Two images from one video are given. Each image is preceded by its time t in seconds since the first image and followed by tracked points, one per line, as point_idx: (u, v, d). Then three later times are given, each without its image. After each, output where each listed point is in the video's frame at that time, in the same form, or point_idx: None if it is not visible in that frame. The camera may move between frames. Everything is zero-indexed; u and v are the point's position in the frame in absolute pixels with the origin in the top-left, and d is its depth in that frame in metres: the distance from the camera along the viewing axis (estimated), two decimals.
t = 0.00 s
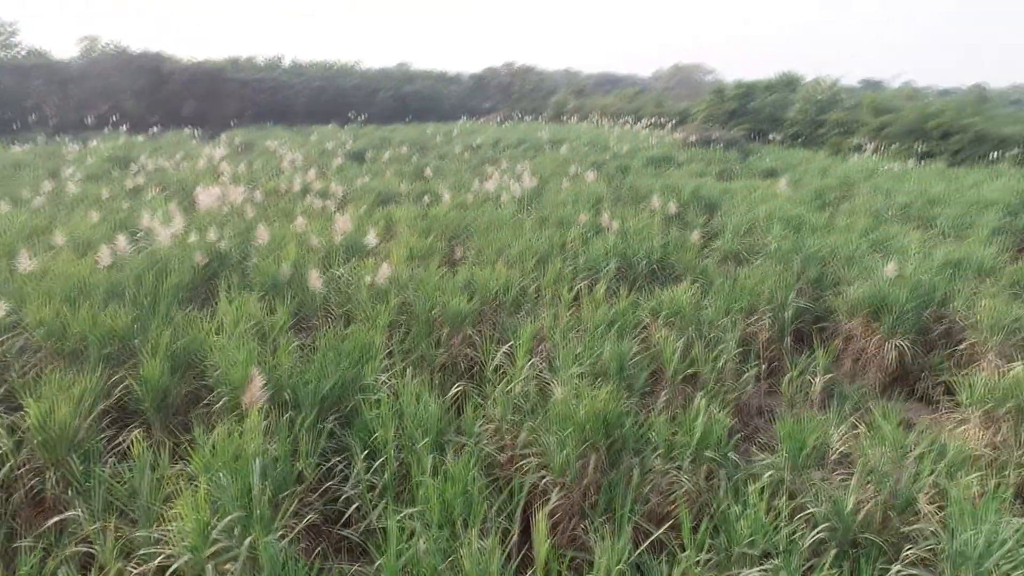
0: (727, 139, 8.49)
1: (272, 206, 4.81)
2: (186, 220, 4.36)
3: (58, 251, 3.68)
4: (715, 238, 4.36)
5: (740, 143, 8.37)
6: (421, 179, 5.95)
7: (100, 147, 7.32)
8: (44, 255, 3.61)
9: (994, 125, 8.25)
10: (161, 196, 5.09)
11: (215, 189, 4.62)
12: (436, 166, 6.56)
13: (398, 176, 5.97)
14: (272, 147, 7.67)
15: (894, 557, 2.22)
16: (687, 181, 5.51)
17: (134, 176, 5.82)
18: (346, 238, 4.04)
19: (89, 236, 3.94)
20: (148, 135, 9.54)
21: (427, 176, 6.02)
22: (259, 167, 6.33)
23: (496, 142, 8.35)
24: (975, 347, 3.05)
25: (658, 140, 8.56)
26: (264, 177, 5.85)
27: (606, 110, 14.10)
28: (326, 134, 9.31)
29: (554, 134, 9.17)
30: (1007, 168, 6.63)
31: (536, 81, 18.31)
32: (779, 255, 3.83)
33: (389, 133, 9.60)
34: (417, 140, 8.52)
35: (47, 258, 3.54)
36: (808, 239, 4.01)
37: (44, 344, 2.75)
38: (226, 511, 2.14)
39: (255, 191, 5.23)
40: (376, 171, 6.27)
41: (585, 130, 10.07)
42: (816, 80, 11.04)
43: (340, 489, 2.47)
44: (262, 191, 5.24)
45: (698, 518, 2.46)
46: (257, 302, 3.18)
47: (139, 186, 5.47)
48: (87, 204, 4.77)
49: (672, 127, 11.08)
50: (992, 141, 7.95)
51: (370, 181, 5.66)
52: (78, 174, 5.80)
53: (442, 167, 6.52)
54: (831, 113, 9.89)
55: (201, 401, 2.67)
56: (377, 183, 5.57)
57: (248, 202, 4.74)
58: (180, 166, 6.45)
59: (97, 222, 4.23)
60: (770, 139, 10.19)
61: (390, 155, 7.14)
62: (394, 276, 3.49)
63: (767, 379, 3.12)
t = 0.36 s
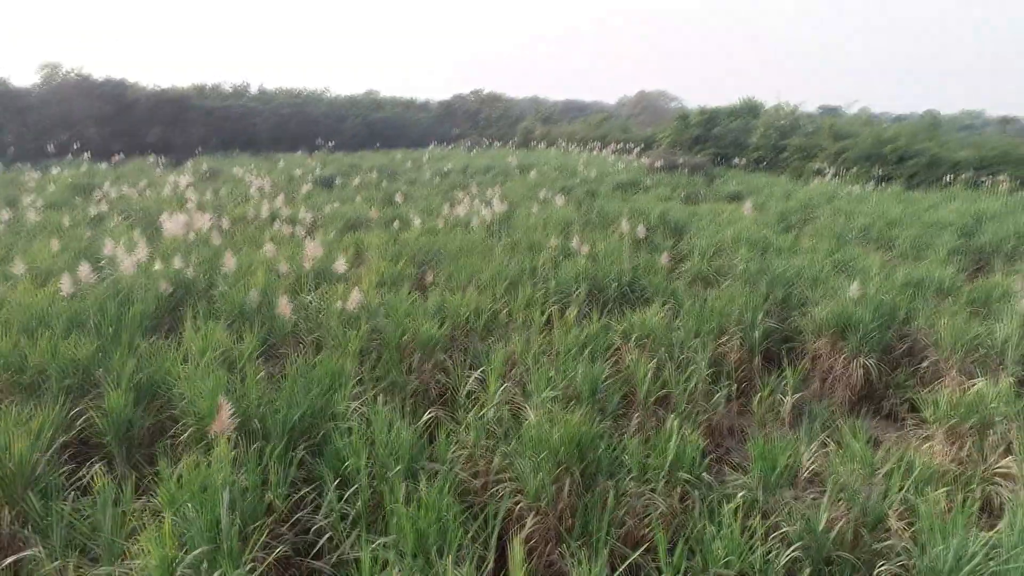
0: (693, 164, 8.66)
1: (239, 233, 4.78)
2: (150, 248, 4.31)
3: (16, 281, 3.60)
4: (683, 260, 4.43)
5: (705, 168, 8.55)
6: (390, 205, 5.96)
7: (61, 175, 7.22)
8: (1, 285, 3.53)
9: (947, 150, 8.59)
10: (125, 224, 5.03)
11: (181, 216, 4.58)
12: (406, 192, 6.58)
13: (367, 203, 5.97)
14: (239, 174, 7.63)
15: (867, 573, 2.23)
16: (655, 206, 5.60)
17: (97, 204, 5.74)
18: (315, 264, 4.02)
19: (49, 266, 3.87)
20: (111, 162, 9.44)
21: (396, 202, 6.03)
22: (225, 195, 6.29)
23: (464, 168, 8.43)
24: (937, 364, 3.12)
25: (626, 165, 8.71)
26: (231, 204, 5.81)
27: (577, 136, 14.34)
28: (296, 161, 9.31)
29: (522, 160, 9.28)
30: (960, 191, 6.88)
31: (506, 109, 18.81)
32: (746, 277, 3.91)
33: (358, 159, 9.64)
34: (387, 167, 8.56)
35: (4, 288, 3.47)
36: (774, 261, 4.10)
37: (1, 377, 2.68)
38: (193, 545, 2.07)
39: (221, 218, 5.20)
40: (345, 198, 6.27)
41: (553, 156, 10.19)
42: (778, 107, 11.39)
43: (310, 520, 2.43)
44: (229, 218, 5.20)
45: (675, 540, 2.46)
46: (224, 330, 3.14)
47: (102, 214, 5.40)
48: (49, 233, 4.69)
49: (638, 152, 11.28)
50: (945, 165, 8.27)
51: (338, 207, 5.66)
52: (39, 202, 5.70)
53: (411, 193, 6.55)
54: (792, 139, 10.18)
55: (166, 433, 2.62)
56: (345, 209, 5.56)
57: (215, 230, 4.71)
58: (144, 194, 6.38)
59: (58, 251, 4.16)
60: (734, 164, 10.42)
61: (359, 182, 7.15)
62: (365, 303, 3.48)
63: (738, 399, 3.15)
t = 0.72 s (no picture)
0: (662, 181, 8.80)
1: (206, 252, 4.74)
2: (115, 268, 4.25)
3: None
4: (653, 275, 4.49)
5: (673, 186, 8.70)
6: (360, 224, 5.96)
7: (23, 195, 7.08)
8: None
9: (906, 166, 8.85)
10: (89, 244, 4.95)
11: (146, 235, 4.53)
12: (377, 210, 6.59)
13: (338, 221, 5.96)
14: (208, 193, 7.58)
15: None
16: (625, 222, 5.68)
17: (60, 224, 5.65)
18: (285, 282, 4.00)
19: (9, 286, 3.79)
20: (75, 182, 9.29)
21: (367, 220, 6.03)
22: (194, 214, 6.24)
23: (435, 187, 8.47)
24: (902, 373, 3.18)
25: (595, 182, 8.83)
26: (198, 223, 5.76)
27: (550, 155, 14.50)
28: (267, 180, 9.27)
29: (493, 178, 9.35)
30: (919, 206, 7.08)
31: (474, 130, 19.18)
32: (715, 291, 3.97)
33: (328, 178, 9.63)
34: (359, 186, 8.56)
35: None
36: (741, 275, 4.18)
37: None
38: (158, 570, 2.03)
39: (189, 237, 5.15)
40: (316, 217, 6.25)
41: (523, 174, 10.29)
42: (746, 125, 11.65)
43: (281, 541, 2.40)
44: (197, 237, 5.16)
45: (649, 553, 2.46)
46: (192, 350, 3.11)
47: (65, 235, 5.32)
48: (9, 253, 4.59)
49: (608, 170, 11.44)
50: (905, 181, 8.51)
51: (308, 226, 5.64)
52: None
53: (382, 211, 6.55)
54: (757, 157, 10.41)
55: (131, 455, 2.58)
56: (316, 228, 5.55)
57: (182, 249, 4.66)
58: (109, 214, 6.29)
59: (18, 272, 4.07)
60: (701, 181, 10.61)
61: (329, 200, 7.14)
62: (336, 320, 3.48)
63: (709, 411, 3.19)
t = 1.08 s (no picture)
0: (626, 179, 8.90)
1: (165, 254, 4.66)
2: (70, 270, 4.15)
3: None
4: (619, 273, 4.54)
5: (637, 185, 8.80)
6: (325, 223, 5.91)
7: None
8: None
9: (863, 164, 9.09)
10: (42, 246, 4.82)
11: (102, 236, 4.43)
12: (341, 210, 6.54)
13: (301, 222, 5.91)
14: (167, 194, 7.44)
15: (801, 569, 2.30)
16: (590, 220, 5.74)
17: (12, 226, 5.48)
18: (247, 283, 3.95)
19: None
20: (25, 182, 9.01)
21: (332, 220, 5.98)
22: (153, 215, 6.11)
23: (401, 186, 8.44)
24: (861, 366, 3.27)
25: (560, 181, 8.90)
26: (157, 225, 5.65)
27: (518, 154, 14.54)
28: (229, 180, 9.12)
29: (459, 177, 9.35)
30: (876, 203, 7.28)
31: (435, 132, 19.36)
32: (679, 288, 4.03)
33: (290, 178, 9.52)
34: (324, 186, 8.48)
35: None
36: (705, 272, 4.25)
37: None
38: None
39: (147, 238, 5.05)
40: (279, 217, 6.18)
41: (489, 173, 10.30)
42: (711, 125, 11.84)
43: (246, 545, 2.37)
44: (156, 239, 5.06)
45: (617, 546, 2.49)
46: (151, 353, 3.06)
47: (17, 237, 5.16)
48: None
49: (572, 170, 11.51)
50: (862, 179, 8.75)
51: (271, 226, 5.58)
52: None
53: (347, 211, 6.51)
54: (719, 156, 10.58)
55: (89, 461, 2.53)
56: (279, 228, 5.49)
57: (141, 251, 4.57)
58: (63, 215, 6.12)
59: None
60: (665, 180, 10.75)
61: (293, 201, 7.06)
62: (301, 321, 3.45)
63: (675, 406, 3.24)
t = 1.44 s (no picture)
0: (588, 174, 8.97)
1: (118, 253, 4.55)
2: (17, 270, 4.02)
3: None
4: (582, 266, 4.58)
5: (598, 180, 8.88)
6: (284, 221, 5.83)
7: None
8: None
9: (818, 158, 9.32)
10: None
11: (51, 236, 4.30)
12: (301, 207, 6.46)
13: (260, 219, 5.82)
14: (120, 192, 7.24)
15: (761, 553, 2.35)
16: (552, 215, 5.77)
17: None
18: (204, 281, 3.88)
19: None
20: None
21: (291, 217, 5.91)
22: (105, 214, 5.94)
23: (361, 182, 8.37)
24: (817, 354, 3.36)
25: (522, 177, 8.92)
26: (110, 223, 5.49)
27: (482, 151, 14.51)
28: (185, 178, 8.90)
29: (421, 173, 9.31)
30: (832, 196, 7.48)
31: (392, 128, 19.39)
32: (641, 281, 4.09)
33: (247, 175, 9.36)
34: (284, 183, 8.34)
35: None
36: (666, 265, 4.31)
37: None
38: None
39: (98, 238, 4.91)
40: (237, 215, 6.08)
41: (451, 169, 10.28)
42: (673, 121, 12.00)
43: (207, 547, 2.33)
44: (108, 238, 4.92)
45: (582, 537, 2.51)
46: (105, 355, 2.99)
47: None
48: None
49: (535, 166, 11.55)
50: (818, 173, 8.97)
51: (229, 224, 5.48)
52: None
53: (307, 207, 6.43)
54: (678, 151, 10.74)
55: (41, 467, 2.46)
56: (237, 226, 5.40)
57: (92, 250, 4.45)
58: (9, 215, 5.91)
59: None
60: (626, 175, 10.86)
61: (251, 198, 6.95)
62: (260, 319, 3.42)
63: (638, 398, 3.28)
